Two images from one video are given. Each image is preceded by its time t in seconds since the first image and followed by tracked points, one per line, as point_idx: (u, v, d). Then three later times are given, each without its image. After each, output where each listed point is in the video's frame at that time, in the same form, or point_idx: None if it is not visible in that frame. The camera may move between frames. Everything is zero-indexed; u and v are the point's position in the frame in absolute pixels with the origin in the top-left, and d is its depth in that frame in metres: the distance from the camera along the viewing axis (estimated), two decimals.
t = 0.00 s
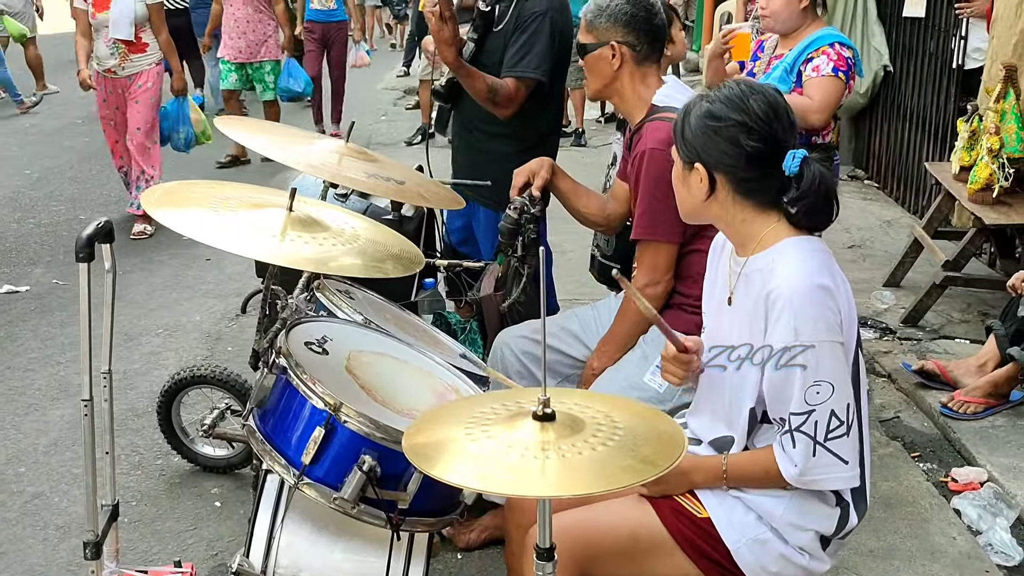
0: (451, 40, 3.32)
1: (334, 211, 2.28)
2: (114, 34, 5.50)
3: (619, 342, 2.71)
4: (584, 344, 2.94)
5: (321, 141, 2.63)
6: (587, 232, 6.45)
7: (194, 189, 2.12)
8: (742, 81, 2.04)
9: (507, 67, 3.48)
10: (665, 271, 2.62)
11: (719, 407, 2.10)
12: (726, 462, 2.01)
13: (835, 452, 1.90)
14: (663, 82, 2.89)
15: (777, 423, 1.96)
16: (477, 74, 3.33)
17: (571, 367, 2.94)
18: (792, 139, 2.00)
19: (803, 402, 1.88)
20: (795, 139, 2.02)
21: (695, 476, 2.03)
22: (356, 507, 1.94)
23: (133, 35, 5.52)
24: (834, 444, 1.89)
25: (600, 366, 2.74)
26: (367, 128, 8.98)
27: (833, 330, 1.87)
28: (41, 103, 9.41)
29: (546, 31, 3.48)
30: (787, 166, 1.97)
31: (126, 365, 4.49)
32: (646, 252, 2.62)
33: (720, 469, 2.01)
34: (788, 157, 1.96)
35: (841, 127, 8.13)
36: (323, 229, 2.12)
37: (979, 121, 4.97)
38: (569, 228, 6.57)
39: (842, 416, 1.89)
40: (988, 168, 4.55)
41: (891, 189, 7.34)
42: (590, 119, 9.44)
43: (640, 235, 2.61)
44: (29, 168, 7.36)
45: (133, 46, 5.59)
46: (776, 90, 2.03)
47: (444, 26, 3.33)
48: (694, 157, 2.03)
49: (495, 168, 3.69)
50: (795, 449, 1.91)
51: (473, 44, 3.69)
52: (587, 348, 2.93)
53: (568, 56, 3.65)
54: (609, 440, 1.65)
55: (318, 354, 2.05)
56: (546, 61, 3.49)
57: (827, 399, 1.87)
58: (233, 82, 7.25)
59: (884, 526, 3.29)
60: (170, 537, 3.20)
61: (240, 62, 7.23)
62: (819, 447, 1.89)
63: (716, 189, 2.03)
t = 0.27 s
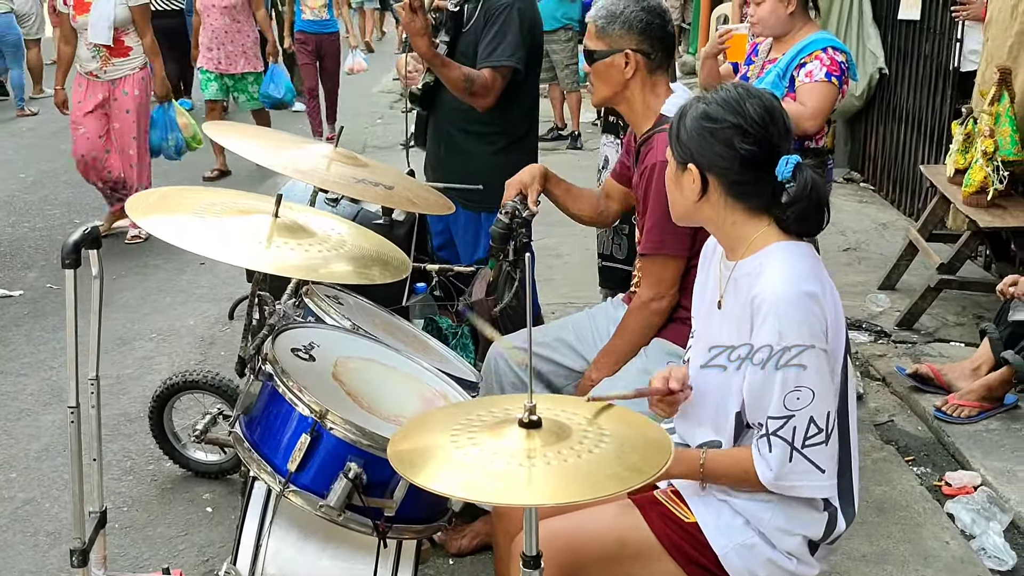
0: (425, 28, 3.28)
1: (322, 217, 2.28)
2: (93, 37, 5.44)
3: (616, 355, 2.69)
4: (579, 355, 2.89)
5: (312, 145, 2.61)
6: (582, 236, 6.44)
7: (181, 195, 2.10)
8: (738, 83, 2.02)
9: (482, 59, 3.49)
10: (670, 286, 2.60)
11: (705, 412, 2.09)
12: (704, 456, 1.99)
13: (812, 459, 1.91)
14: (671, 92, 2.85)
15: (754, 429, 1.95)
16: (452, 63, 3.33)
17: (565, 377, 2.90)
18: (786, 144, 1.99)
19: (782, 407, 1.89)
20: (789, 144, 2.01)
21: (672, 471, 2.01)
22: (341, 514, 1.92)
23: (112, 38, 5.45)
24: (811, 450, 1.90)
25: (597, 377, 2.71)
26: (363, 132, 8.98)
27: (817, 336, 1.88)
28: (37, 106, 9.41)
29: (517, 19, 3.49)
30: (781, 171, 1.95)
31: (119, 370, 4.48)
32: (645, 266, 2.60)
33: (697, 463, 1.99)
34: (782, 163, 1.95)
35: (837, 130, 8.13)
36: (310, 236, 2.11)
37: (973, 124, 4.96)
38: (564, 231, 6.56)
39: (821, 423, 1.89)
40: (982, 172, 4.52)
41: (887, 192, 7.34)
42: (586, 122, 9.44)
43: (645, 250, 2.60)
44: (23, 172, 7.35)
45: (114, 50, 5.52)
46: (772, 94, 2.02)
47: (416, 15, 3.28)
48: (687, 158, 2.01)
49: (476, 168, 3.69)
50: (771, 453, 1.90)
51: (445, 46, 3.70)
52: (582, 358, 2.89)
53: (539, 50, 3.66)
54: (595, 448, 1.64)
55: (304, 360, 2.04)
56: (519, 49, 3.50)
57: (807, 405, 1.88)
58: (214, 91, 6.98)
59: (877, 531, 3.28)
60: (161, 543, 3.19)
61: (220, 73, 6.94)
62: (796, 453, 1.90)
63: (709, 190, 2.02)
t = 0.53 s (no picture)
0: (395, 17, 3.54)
1: (299, 225, 2.27)
2: (65, 47, 5.28)
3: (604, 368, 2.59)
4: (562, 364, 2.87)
5: (293, 153, 2.61)
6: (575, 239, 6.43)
7: (154, 203, 2.10)
8: (714, 91, 2.02)
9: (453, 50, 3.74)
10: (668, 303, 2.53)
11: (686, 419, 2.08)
12: (665, 452, 2.01)
13: (772, 469, 1.89)
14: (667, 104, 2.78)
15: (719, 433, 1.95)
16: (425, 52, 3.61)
17: (548, 386, 2.88)
18: (762, 150, 1.98)
19: (748, 415, 1.87)
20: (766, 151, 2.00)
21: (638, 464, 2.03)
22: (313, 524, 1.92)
23: (84, 48, 5.31)
24: (772, 461, 1.88)
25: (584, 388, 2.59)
26: (357, 135, 8.96)
27: (791, 345, 1.86)
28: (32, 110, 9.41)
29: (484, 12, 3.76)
30: (758, 176, 1.93)
31: (108, 375, 4.47)
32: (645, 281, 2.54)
33: (659, 458, 2.01)
34: (758, 168, 1.93)
35: (832, 132, 8.11)
36: (284, 244, 2.09)
37: (965, 127, 4.94)
38: (557, 235, 6.55)
39: (786, 434, 1.87)
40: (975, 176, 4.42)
41: (881, 195, 7.32)
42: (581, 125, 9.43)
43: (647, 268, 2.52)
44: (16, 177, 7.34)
45: (87, 60, 5.37)
46: (748, 101, 2.02)
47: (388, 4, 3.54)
48: (663, 167, 2.01)
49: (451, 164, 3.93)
50: (732, 459, 1.90)
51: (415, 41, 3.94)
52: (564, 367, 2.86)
53: (506, 42, 3.93)
54: (566, 460, 1.63)
55: (280, 369, 2.03)
56: (488, 39, 3.76)
57: (772, 416, 1.86)
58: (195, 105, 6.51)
59: (864, 537, 3.27)
60: (144, 551, 3.18)
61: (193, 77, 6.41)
62: (756, 462, 1.88)
63: (685, 200, 2.01)
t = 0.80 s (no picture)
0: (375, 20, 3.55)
1: (268, 236, 2.26)
2: (28, 53, 5.00)
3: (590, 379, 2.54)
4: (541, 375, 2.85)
5: (268, 162, 2.60)
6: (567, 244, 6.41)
7: (121, 215, 2.09)
8: (688, 101, 2.00)
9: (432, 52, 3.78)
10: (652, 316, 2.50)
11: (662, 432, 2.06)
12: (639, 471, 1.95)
13: (748, 483, 1.87)
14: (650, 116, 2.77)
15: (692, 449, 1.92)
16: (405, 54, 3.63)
17: (527, 395, 2.86)
18: (737, 162, 1.96)
19: (723, 430, 1.85)
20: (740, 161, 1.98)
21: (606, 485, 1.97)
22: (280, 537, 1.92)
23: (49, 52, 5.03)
24: (749, 475, 1.86)
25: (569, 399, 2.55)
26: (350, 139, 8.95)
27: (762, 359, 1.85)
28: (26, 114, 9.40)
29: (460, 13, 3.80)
30: (732, 188, 1.92)
31: (93, 382, 4.44)
32: (632, 294, 2.49)
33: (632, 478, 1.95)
34: (733, 179, 1.92)
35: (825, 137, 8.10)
36: (253, 256, 2.08)
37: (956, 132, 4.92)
38: (548, 240, 6.54)
39: (761, 448, 1.85)
40: (964, 181, 4.41)
41: (874, 200, 7.31)
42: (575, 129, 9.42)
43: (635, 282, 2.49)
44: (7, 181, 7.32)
45: (53, 66, 5.10)
46: (722, 111, 2.00)
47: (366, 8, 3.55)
48: (637, 176, 1.98)
49: (430, 165, 3.96)
50: (709, 476, 1.87)
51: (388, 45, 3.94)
52: (544, 378, 2.84)
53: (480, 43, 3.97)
54: (531, 474, 1.61)
55: (248, 382, 2.03)
56: (466, 40, 3.81)
57: (748, 430, 1.84)
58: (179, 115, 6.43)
59: (848, 546, 3.25)
60: (124, 561, 3.15)
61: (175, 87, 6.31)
62: (734, 477, 1.86)
63: (659, 209, 1.98)
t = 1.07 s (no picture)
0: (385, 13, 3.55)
1: (259, 228, 2.23)
2: (32, 49, 4.90)
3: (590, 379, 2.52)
4: (543, 372, 2.84)
5: (268, 155, 2.59)
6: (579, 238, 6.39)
7: (112, 208, 2.07)
8: (688, 96, 1.97)
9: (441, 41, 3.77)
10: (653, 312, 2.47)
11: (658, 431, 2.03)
12: (635, 475, 1.91)
13: (744, 484, 1.85)
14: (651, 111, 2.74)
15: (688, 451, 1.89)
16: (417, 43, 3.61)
17: (529, 392, 2.85)
18: (739, 159, 1.93)
19: (719, 431, 1.82)
20: (742, 157, 1.95)
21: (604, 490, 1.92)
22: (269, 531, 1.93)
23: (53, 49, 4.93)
24: (744, 476, 1.84)
25: (571, 397, 2.53)
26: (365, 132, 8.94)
27: (760, 357, 1.82)
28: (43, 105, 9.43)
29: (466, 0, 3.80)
30: (732, 185, 1.89)
31: (102, 373, 4.45)
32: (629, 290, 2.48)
33: (627, 482, 1.91)
34: (733, 176, 1.89)
35: (842, 132, 8.04)
36: (245, 250, 2.07)
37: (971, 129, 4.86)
38: (560, 234, 6.51)
39: (757, 449, 1.83)
40: (979, 178, 4.36)
41: (890, 196, 7.25)
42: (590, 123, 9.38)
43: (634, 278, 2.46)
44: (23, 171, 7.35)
45: (56, 61, 4.99)
46: (722, 105, 1.96)
47: None
48: (636, 172, 1.94)
49: (435, 155, 3.95)
50: (704, 476, 1.84)
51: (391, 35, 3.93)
52: (546, 376, 2.83)
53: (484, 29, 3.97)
54: (519, 472, 1.60)
55: (241, 375, 2.03)
56: (474, 28, 3.81)
57: (744, 430, 1.82)
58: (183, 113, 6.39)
59: (852, 546, 3.23)
60: (126, 552, 3.15)
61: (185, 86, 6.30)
62: (729, 477, 1.84)
63: (659, 205, 1.94)
